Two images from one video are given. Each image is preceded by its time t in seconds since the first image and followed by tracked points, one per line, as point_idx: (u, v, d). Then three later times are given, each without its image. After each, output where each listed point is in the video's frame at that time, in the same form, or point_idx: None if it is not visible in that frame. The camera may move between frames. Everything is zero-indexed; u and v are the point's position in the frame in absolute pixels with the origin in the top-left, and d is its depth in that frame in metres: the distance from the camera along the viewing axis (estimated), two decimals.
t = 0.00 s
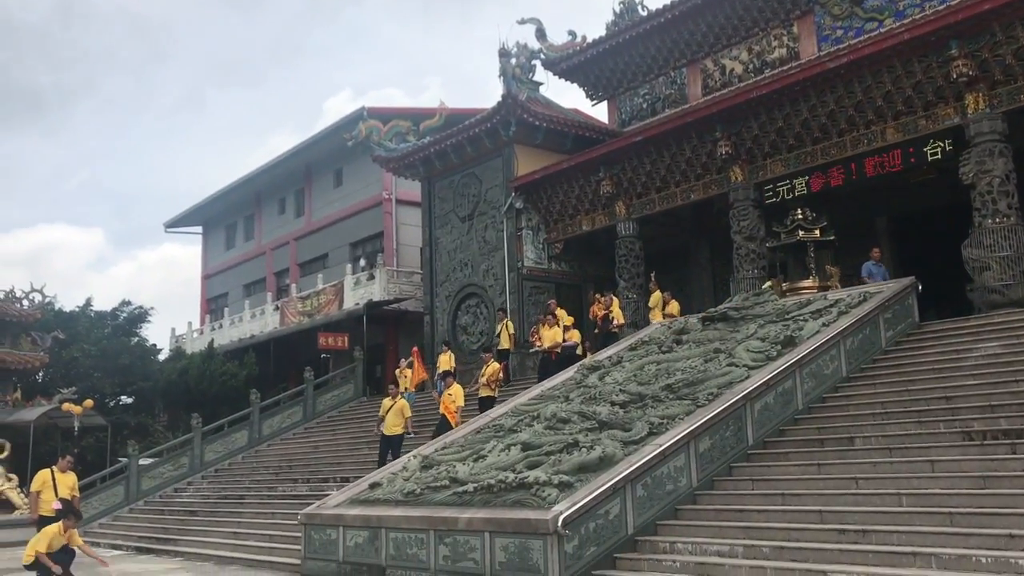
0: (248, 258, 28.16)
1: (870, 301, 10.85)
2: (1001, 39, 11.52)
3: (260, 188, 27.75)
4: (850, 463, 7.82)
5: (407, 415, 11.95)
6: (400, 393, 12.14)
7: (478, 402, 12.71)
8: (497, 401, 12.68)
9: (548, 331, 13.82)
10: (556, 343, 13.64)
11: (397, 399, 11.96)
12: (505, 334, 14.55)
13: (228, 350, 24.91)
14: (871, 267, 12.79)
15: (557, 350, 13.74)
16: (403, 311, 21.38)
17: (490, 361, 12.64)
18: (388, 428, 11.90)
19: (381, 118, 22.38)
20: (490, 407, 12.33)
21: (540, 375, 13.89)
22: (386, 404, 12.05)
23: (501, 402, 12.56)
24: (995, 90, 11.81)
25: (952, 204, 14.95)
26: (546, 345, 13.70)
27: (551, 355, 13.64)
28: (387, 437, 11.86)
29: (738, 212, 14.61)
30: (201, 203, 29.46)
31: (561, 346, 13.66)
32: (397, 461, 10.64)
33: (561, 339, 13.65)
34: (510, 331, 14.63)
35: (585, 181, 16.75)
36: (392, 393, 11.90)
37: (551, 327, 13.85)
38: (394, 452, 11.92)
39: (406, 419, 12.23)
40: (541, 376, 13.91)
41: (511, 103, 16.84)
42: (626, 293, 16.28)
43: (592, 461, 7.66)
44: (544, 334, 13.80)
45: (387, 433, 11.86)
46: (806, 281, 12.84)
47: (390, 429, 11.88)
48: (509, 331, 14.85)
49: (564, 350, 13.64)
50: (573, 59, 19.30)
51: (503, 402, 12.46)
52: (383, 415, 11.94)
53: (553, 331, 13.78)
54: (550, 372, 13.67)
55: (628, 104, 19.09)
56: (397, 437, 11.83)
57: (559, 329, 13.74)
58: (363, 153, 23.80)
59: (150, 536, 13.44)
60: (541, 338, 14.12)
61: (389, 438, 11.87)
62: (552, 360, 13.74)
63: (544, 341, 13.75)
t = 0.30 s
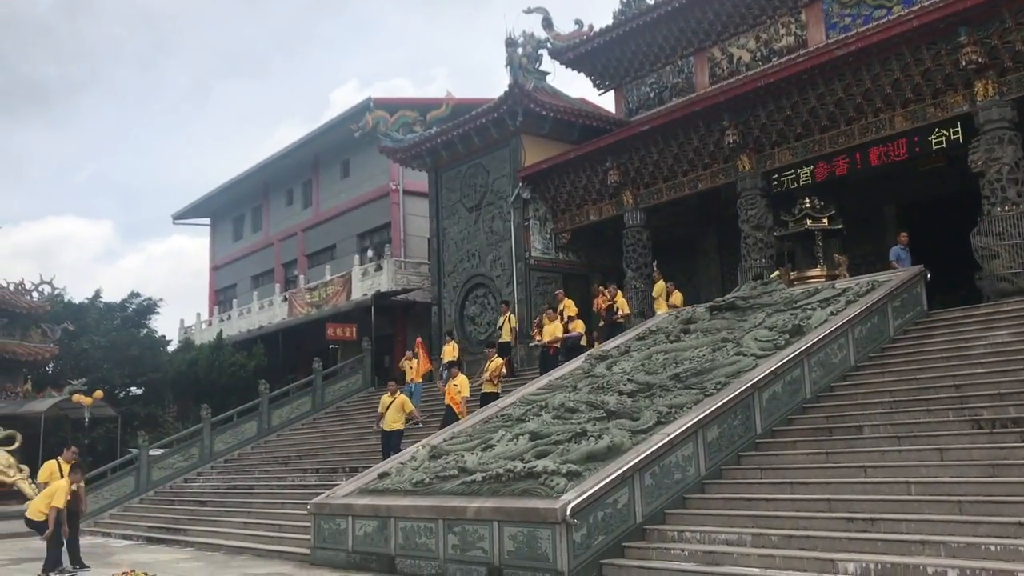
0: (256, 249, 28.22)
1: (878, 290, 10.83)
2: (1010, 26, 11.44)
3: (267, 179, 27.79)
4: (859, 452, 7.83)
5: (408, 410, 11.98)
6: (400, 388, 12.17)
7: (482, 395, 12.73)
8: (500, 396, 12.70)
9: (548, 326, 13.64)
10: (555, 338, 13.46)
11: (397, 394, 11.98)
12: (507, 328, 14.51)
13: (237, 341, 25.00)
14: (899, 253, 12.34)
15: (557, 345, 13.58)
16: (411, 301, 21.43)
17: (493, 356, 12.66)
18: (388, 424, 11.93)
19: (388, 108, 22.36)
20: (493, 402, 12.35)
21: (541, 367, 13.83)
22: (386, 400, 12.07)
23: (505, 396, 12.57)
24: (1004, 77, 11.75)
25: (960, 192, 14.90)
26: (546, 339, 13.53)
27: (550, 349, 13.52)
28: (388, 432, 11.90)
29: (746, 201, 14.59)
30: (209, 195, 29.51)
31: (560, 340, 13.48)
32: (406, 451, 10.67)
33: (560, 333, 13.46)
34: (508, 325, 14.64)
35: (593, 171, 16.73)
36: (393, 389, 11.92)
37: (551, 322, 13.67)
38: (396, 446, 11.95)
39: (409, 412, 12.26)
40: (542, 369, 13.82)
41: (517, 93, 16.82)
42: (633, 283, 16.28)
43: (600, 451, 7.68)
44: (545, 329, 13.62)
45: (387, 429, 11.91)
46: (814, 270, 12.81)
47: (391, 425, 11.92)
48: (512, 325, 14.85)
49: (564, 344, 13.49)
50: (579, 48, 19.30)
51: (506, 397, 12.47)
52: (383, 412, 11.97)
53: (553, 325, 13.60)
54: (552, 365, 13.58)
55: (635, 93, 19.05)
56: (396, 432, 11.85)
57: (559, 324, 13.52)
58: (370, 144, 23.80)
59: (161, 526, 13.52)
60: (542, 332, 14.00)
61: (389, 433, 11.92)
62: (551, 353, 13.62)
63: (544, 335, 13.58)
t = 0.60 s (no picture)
0: (265, 241, 28.28)
1: (888, 278, 10.79)
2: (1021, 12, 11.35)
3: (276, 171, 27.82)
4: (869, 440, 7.81)
5: (415, 401, 12.00)
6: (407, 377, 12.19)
7: (487, 386, 12.75)
8: (506, 386, 12.73)
9: (552, 316, 13.49)
10: (560, 329, 13.34)
11: (404, 384, 11.99)
12: (507, 320, 14.48)
13: (246, 333, 25.09)
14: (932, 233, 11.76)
15: (562, 335, 13.47)
16: (419, 292, 21.46)
17: (498, 347, 12.67)
18: (396, 415, 11.95)
19: (395, 99, 22.34)
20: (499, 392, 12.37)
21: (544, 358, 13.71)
22: (393, 390, 12.08)
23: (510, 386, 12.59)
24: (1015, 63, 11.67)
25: (971, 179, 14.82)
26: (551, 330, 13.40)
27: (554, 340, 13.38)
28: (395, 423, 11.93)
29: (755, 190, 14.55)
30: (217, 187, 29.57)
31: (565, 332, 13.36)
32: (415, 441, 10.71)
33: (565, 324, 13.34)
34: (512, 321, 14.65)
35: (601, 161, 16.69)
36: (400, 379, 11.93)
37: (556, 312, 13.51)
38: (404, 436, 12.00)
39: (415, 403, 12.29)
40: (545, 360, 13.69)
41: (525, 82, 16.78)
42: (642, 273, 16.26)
43: (609, 440, 7.68)
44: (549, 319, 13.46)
45: (396, 420, 11.93)
46: (824, 258, 12.78)
47: (398, 415, 11.95)
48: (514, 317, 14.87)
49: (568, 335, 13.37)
50: (587, 37, 19.26)
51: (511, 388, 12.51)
52: (391, 402, 11.99)
53: (557, 315, 13.44)
54: (555, 357, 13.48)
55: (643, 82, 18.99)
56: (405, 422, 11.90)
57: (564, 315, 13.39)
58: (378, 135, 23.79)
59: (173, 516, 13.61)
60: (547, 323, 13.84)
61: (397, 424, 11.95)
62: (556, 344, 13.48)
63: (549, 325, 13.45)
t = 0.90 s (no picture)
0: (276, 232, 28.36)
1: (901, 266, 10.75)
2: None
3: (286, 163, 27.87)
4: (882, 429, 7.80)
5: (425, 392, 12.04)
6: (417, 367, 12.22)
7: (495, 378, 12.77)
8: (514, 376, 12.75)
9: (559, 311, 13.38)
10: (566, 323, 13.25)
11: (415, 375, 12.02)
12: (511, 314, 14.53)
13: (259, 324, 25.20)
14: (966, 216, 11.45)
15: (569, 329, 13.40)
16: (430, 283, 21.50)
17: (505, 339, 12.67)
18: (407, 406, 11.99)
19: (405, 90, 22.33)
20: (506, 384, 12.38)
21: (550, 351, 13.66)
22: (404, 381, 12.11)
23: (517, 378, 12.60)
24: None
25: (984, 166, 14.74)
26: (558, 324, 13.30)
27: (561, 334, 13.33)
28: (407, 414, 11.97)
29: (766, 178, 14.49)
30: (228, 179, 29.65)
31: (573, 325, 13.30)
32: (427, 431, 10.76)
33: (572, 319, 13.24)
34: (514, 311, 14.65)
35: (611, 150, 16.66)
36: (410, 370, 11.96)
37: (562, 306, 13.40)
38: (415, 427, 12.04)
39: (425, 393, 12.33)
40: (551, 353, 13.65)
41: (535, 72, 16.74)
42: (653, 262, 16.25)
43: (621, 429, 7.70)
44: (556, 313, 13.37)
45: (407, 411, 11.98)
46: (836, 246, 12.74)
47: (409, 406, 12.00)
48: (518, 310, 14.89)
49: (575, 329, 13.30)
50: (596, 26, 19.21)
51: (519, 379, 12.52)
52: (402, 393, 12.03)
53: (564, 309, 13.33)
54: (562, 349, 13.45)
55: (653, 71, 18.92)
56: (417, 413, 11.94)
57: (570, 309, 13.28)
58: (387, 126, 23.79)
59: (188, 507, 13.71)
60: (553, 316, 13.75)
61: (408, 415, 12.00)
62: (563, 338, 13.43)
63: (556, 320, 13.35)
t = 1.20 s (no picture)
0: (286, 224, 28.42)
1: (913, 255, 10.70)
2: None
3: (296, 154, 27.91)
4: (894, 418, 7.78)
5: (436, 382, 12.06)
6: (428, 358, 12.25)
7: (500, 371, 12.77)
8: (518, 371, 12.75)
9: (566, 302, 13.34)
10: (574, 315, 13.20)
11: (425, 365, 12.04)
12: (516, 306, 14.52)
13: (270, 316, 25.27)
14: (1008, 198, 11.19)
15: (577, 320, 13.36)
16: (440, 274, 21.53)
17: (510, 333, 12.66)
18: (419, 396, 12.02)
19: (414, 81, 22.31)
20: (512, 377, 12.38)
21: (558, 343, 13.62)
22: (415, 371, 12.13)
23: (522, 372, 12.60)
24: None
25: (997, 154, 14.63)
26: (566, 316, 13.26)
27: (570, 326, 13.30)
28: (418, 404, 12.00)
29: (776, 167, 14.43)
30: (238, 171, 29.70)
31: (581, 316, 13.25)
32: (438, 422, 10.79)
33: (579, 311, 13.19)
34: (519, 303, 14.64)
35: (621, 139, 16.62)
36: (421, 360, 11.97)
37: (570, 298, 13.36)
38: (425, 418, 12.06)
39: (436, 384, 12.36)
40: (558, 345, 13.63)
41: (544, 62, 16.70)
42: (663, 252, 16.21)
43: (632, 420, 7.70)
44: (564, 305, 13.32)
45: (418, 401, 12.02)
46: (847, 235, 12.68)
47: (421, 397, 12.04)
48: (523, 303, 14.88)
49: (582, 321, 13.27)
50: (605, 16, 19.17)
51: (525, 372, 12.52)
52: (413, 383, 12.05)
53: (572, 301, 13.29)
54: (570, 341, 13.43)
55: (663, 60, 18.85)
56: (428, 404, 11.98)
57: (578, 300, 13.23)
58: (397, 116, 23.79)
59: (201, 498, 13.79)
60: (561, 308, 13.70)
61: (418, 405, 12.04)
62: (571, 329, 13.41)
63: (563, 311, 13.32)
